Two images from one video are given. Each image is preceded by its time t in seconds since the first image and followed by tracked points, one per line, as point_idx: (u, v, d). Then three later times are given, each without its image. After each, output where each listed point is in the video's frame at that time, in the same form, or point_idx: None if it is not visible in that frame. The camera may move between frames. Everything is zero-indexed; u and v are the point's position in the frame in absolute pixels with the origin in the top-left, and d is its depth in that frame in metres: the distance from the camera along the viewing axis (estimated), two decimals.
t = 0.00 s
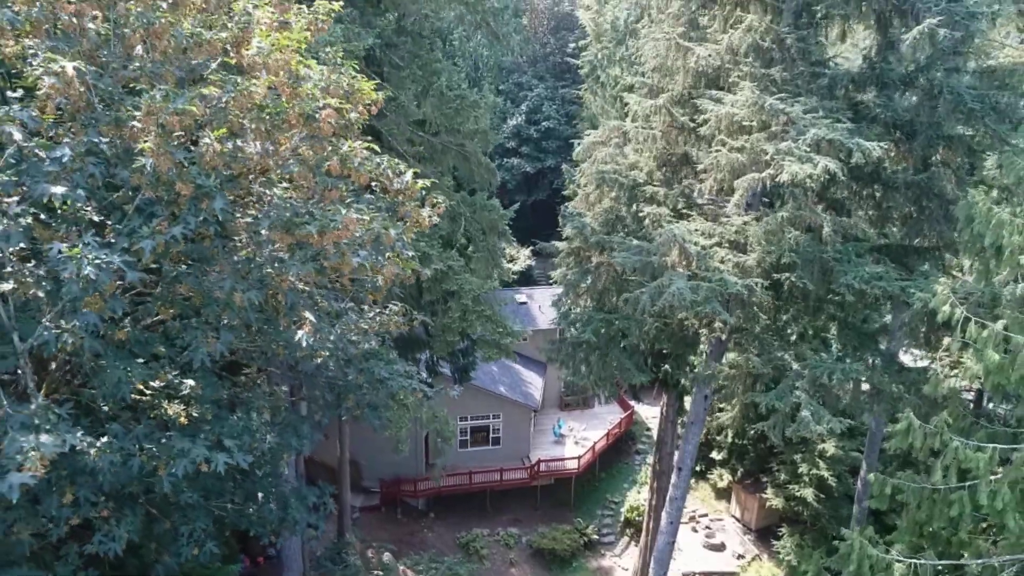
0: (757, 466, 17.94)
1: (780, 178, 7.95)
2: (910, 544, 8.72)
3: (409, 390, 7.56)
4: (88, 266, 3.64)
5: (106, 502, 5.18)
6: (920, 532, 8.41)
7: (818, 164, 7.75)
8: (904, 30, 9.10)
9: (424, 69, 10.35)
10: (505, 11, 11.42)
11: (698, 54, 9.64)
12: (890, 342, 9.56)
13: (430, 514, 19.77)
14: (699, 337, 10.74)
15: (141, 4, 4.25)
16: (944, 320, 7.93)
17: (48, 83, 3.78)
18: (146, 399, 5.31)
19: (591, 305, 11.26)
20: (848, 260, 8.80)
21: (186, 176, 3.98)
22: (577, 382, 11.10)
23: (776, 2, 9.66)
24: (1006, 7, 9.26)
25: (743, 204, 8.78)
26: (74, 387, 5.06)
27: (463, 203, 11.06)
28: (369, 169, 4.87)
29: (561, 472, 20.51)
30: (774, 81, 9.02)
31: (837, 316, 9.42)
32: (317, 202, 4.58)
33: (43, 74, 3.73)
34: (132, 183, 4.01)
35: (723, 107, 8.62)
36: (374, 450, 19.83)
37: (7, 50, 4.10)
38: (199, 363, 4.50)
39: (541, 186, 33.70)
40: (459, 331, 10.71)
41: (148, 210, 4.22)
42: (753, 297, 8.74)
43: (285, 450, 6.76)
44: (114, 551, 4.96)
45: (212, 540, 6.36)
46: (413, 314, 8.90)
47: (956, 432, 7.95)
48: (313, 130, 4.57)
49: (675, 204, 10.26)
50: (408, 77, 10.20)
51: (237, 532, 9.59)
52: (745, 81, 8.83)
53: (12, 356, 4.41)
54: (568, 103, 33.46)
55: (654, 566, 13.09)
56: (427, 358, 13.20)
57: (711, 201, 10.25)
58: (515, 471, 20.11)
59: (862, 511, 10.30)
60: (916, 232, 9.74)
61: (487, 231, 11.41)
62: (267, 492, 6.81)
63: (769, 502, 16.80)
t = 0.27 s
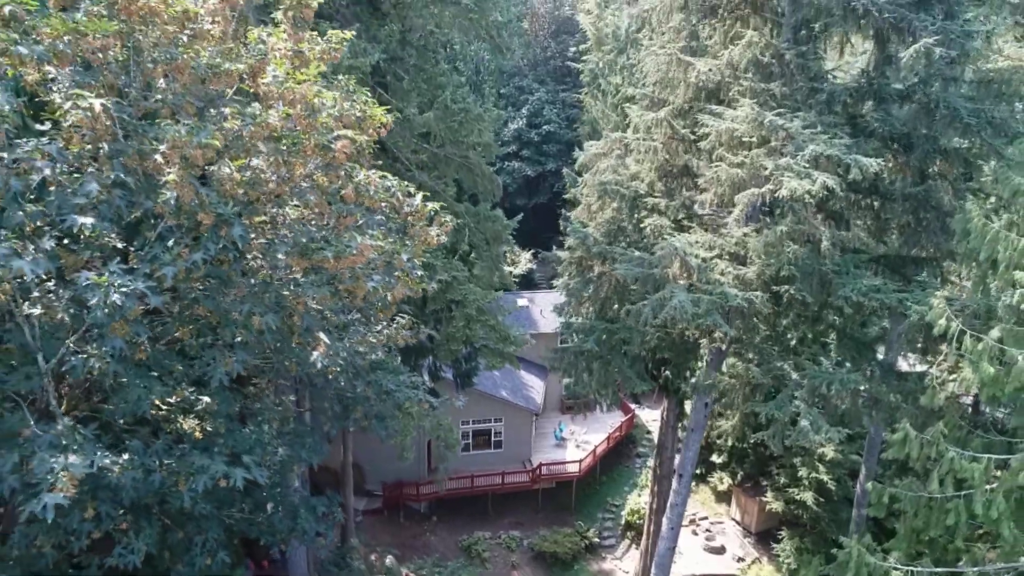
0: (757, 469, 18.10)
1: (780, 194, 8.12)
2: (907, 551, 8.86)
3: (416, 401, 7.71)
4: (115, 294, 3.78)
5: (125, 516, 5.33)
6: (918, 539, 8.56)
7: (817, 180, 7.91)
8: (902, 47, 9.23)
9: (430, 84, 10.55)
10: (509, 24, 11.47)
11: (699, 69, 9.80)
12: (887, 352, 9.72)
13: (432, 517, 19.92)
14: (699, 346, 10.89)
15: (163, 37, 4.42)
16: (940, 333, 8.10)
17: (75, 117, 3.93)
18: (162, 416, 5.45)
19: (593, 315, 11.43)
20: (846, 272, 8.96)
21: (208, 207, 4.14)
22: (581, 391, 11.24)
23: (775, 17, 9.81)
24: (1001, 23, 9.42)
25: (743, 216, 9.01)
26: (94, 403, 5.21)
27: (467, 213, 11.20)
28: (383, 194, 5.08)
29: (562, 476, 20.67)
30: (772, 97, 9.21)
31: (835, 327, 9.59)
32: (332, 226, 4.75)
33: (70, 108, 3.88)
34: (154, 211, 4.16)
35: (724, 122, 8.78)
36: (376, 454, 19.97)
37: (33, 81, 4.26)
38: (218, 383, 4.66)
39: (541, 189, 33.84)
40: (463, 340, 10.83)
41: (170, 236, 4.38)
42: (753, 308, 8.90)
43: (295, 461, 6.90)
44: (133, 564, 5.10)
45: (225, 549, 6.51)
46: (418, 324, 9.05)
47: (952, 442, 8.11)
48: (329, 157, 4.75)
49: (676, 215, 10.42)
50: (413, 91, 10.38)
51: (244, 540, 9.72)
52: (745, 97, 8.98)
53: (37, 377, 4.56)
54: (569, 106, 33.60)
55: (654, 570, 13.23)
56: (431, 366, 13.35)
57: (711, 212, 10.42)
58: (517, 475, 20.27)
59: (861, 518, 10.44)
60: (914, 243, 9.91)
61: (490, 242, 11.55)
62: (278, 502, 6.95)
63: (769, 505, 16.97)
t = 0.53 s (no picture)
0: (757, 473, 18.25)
1: (779, 209, 8.28)
2: (906, 558, 9.00)
3: (423, 412, 7.85)
4: (142, 321, 3.93)
5: (143, 530, 5.47)
6: (916, 547, 8.70)
7: (815, 196, 8.07)
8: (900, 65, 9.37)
9: (434, 98, 10.69)
10: (514, 38, 11.27)
11: (699, 84, 9.95)
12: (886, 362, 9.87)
13: (434, 520, 20.06)
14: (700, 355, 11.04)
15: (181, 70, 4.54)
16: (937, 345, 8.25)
17: (101, 151, 4.08)
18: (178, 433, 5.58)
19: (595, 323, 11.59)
20: (845, 285, 9.11)
21: (228, 235, 4.28)
22: (583, 398, 11.39)
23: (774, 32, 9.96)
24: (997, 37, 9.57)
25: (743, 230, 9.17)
26: (114, 420, 5.37)
27: (471, 224, 11.32)
28: (394, 218, 5.25)
29: (564, 479, 20.81)
30: (771, 112, 9.39)
31: (834, 337, 9.74)
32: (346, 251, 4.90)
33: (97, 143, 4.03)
34: (176, 239, 4.31)
35: (724, 138, 8.94)
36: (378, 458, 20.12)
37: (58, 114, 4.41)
38: (235, 403, 4.81)
39: (542, 193, 33.97)
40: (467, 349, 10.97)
41: (190, 262, 4.53)
42: (753, 321, 9.05)
43: (305, 473, 7.04)
44: None
45: (238, 559, 6.66)
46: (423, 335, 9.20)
47: (948, 452, 8.26)
48: (343, 184, 4.91)
49: (677, 226, 10.57)
50: (418, 104, 10.52)
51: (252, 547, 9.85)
52: (745, 113, 9.15)
53: (61, 397, 4.72)
54: (570, 110, 33.74)
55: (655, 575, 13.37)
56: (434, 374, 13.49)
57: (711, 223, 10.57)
58: (518, 478, 20.41)
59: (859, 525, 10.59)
60: (911, 254, 10.06)
61: (494, 251, 11.69)
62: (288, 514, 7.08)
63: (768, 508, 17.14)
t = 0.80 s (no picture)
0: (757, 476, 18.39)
1: (779, 224, 8.45)
2: (903, 565, 9.15)
3: (429, 422, 7.99)
4: (166, 346, 4.08)
5: (160, 544, 5.62)
6: (913, 555, 8.85)
7: (814, 212, 8.22)
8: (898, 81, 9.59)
9: (440, 112, 10.85)
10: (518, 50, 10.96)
11: (701, 98, 10.11)
12: (884, 372, 10.01)
13: (437, 523, 20.21)
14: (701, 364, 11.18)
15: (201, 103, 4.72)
16: (933, 358, 8.41)
17: (125, 181, 4.24)
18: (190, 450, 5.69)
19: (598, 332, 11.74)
20: (844, 296, 9.27)
21: (248, 261, 4.44)
22: (586, 406, 11.53)
23: (774, 47, 10.11)
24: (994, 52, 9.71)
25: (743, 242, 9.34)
26: (132, 437, 5.52)
27: (474, 235, 11.46)
28: (406, 240, 5.41)
29: (565, 483, 20.96)
30: (770, 127, 9.54)
31: (834, 348, 9.89)
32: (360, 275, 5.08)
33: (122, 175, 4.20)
34: (196, 265, 4.46)
35: (725, 153, 9.10)
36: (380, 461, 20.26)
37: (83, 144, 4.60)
38: (253, 421, 4.97)
39: (544, 196, 34.09)
40: (471, 357, 11.12)
41: (210, 286, 4.69)
42: (754, 332, 9.20)
43: (314, 484, 7.19)
44: None
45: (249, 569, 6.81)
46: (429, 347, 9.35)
47: (945, 462, 8.42)
48: (357, 210, 5.07)
49: (678, 237, 10.73)
50: (423, 117, 10.64)
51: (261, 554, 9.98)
52: (745, 128, 9.30)
53: (83, 416, 4.88)
54: (571, 114, 33.86)
55: None
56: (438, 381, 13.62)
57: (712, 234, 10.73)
58: (520, 482, 20.56)
59: (859, 532, 10.72)
60: (909, 264, 10.21)
61: (497, 261, 11.84)
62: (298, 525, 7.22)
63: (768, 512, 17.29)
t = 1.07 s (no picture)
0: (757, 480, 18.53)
1: (780, 239, 8.59)
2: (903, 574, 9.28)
3: (435, 433, 8.13)
4: (188, 372, 4.22)
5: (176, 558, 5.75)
6: (912, 563, 8.98)
7: (814, 227, 8.37)
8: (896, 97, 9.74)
9: (444, 124, 10.97)
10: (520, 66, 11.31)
11: (702, 112, 10.27)
12: (884, 383, 10.15)
13: (439, 527, 20.34)
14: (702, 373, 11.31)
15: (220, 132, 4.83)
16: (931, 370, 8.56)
17: (148, 211, 4.38)
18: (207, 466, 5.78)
19: (600, 341, 11.88)
20: (844, 309, 9.41)
21: (266, 288, 4.58)
22: (588, 415, 11.65)
23: (774, 62, 10.27)
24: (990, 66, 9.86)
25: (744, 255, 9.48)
26: (149, 454, 5.65)
27: (479, 245, 11.50)
28: (417, 263, 5.57)
29: (566, 486, 21.11)
30: (771, 142, 9.70)
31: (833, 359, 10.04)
32: (372, 298, 5.22)
33: (145, 206, 4.34)
34: (216, 291, 4.60)
35: (726, 168, 9.25)
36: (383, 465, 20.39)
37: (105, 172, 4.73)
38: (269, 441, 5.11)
39: (545, 199, 34.25)
40: (475, 366, 11.26)
41: (228, 310, 4.83)
42: (755, 344, 9.34)
43: (323, 496, 7.32)
44: None
45: None
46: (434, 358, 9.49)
47: (942, 473, 8.56)
48: (369, 235, 5.21)
49: (680, 249, 10.88)
50: (429, 131, 10.80)
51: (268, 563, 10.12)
52: (746, 143, 9.46)
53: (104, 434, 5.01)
54: (572, 118, 34.04)
55: None
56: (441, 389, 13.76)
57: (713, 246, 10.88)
58: (521, 485, 20.70)
59: (858, 540, 10.85)
60: (907, 276, 10.36)
61: (501, 270, 11.96)
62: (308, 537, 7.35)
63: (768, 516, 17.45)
